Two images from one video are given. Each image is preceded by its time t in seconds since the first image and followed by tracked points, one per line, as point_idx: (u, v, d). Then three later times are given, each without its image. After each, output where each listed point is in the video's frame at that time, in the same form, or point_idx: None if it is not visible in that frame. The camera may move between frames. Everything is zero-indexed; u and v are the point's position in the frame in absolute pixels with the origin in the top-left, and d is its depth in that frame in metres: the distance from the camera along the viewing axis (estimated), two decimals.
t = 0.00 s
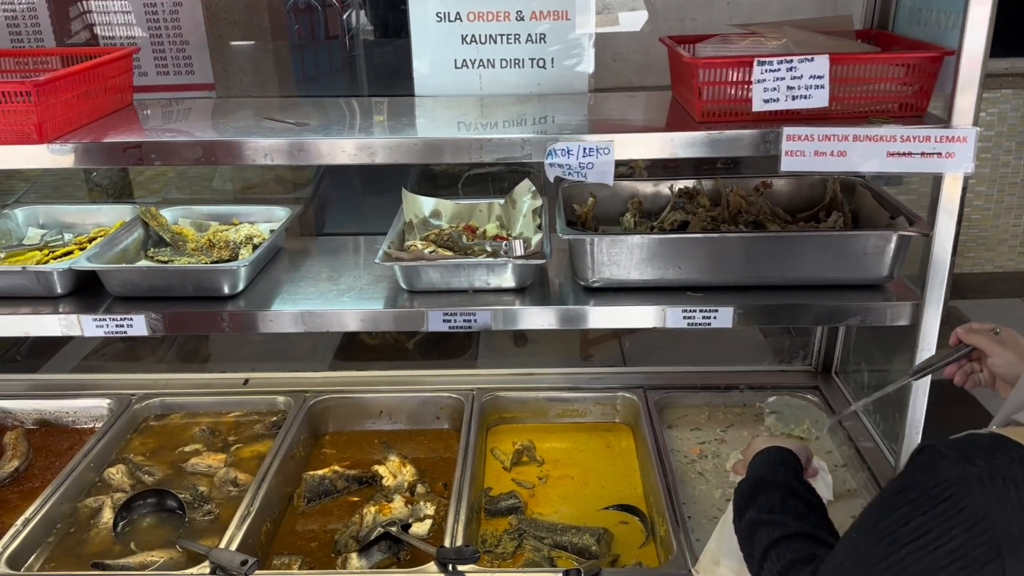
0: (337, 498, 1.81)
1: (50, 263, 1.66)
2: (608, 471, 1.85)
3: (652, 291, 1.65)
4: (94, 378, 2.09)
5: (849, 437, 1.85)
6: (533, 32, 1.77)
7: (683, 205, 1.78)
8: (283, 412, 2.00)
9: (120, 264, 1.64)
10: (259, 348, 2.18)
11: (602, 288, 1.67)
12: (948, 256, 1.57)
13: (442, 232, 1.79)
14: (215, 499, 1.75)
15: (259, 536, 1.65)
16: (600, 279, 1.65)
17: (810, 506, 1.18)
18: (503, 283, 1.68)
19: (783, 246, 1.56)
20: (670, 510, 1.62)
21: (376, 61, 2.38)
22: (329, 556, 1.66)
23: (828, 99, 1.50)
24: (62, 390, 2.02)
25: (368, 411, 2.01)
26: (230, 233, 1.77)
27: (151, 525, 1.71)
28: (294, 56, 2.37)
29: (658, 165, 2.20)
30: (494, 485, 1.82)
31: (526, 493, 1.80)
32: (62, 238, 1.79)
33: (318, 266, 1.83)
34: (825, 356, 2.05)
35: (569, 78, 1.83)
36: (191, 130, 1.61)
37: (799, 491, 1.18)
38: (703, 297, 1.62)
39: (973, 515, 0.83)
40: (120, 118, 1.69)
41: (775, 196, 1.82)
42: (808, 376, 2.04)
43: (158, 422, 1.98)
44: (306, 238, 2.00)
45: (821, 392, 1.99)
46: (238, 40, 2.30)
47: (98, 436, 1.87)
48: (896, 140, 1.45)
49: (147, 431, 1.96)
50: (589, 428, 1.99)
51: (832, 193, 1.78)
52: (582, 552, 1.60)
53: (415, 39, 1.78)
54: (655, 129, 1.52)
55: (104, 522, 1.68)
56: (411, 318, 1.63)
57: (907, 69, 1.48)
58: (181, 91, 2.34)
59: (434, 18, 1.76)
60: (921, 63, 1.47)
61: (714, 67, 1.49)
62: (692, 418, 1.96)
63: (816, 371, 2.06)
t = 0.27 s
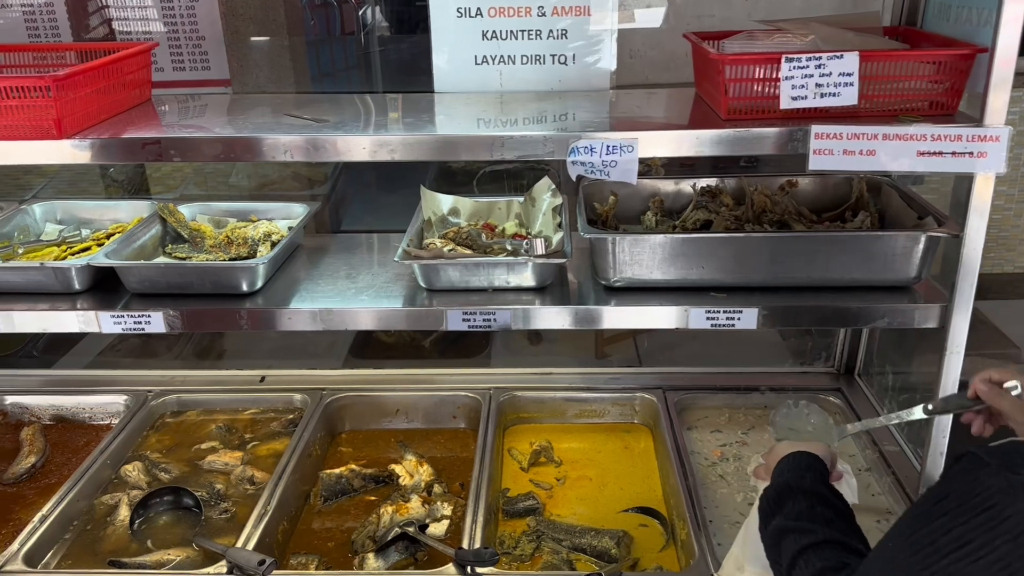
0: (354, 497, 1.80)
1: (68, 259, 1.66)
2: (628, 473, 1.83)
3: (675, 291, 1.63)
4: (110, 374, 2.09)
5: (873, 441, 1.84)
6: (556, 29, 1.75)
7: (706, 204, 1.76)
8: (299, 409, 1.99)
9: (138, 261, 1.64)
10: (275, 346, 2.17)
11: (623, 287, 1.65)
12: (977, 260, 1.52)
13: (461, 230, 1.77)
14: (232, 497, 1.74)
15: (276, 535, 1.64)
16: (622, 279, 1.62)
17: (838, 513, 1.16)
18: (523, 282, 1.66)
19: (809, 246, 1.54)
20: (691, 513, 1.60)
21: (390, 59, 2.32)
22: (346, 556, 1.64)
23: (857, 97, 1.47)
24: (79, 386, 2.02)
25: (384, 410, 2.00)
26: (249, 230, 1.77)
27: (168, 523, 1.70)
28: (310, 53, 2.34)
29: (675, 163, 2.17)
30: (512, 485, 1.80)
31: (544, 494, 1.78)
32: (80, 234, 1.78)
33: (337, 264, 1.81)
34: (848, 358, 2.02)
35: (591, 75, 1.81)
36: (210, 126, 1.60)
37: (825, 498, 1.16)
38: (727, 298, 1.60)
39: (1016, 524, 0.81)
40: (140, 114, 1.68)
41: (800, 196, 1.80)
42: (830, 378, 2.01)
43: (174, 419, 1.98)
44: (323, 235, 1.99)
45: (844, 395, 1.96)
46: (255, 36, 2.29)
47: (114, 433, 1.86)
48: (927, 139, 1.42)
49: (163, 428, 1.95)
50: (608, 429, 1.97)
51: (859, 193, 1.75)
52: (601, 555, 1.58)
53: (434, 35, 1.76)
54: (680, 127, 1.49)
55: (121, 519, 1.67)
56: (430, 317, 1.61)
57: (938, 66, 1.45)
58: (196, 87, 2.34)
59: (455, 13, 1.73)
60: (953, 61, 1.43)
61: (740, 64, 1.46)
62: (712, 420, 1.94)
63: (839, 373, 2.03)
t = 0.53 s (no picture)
0: (374, 495, 1.79)
1: (92, 254, 1.66)
2: (650, 474, 1.82)
3: (701, 291, 1.61)
4: (130, 369, 2.09)
5: (899, 444, 1.81)
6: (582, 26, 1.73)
7: (732, 203, 1.74)
8: (320, 407, 1.98)
9: (162, 257, 1.64)
10: (296, 343, 2.17)
11: (648, 288, 1.63)
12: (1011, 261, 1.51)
13: (484, 229, 1.76)
14: (254, 494, 1.73)
15: (297, 532, 1.64)
16: (647, 279, 1.61)
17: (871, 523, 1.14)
18: (547, 281, 1.65)
19: (839, 248, 1.51)
20: (715, 516, 1.58)
21: (406, 56, 2.37)
22: (367, 554, 1.64)
23: (890, 96, 1.44)
24: (100, 381, 2.02)
25: (404, 408, 1.99)
26: (272, 227, 1.76)
27: (189, 519, 1.70)
28: (329, 50, 2.36)
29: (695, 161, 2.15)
30: (533, 486, 1.79)
31: (566, 495, 1.77)
32: (104, 230, 1.78)
33: (359, 262, 1.81)
34: (874, 360, 1.99)
35: (616, 72, 1.79)
36: (235, 122, 1.60)
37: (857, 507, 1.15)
38: (754, 299, 1.58)
39: None
40: (165, 110, 1.68)
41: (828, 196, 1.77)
42: (855, 381, 1.99)
43: (195, 415, 1.98)
44: (345, 232, 1.99)
45: (869, 398, 1.94)
46: (275, 32, 2.29)
47: (136, 428, 1.86)
48: (961, 139, 1.39)
49: (184, 424, 1.95)
50: (630, 430, 1.96)
51: (888, 193, 1.72)
52: (624, 558, 1.57)
53: (458, 32, 1.75)
54: (709, 126, 1.48)
55: (143, 515, 1.67)
56: (454, 316, 1.60)
57: (971, 66, 1.42)
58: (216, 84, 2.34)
59: (481, 10, 1.72)
60: (988, 60, 1.41)
61: (771, 62, 1.45)
62: (736, 422, 1.93)
63: (864, 376, 2.01)
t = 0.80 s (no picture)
0: (396, 493, 1.80)
1: (121, 250, 1.67)
2: (674, 477, 1.81)
3: (729, 293, 1.60)
4: (154, 364, 2.10)
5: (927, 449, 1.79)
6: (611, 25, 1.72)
7: (761, 204, 1.73)
8: (343, 404, 1.98)
9: (190, 253, 1.64)
10: (318, 340, 2.18)
11: (675, 289, 1.62)
12: None
13: (509, 228, 1.76)
14: (278, 490, 1.74)
15: (320, 529, 1.64)
16: (674, 280, 1.60)
17: (901, 540, 1.18)
18: (573, 282, 1.64)
19: (869, 250, 1.50)
20: (741, 520, 1.57)
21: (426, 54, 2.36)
22: (390, 552, 1.64)
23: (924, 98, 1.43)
24: (125, 376, 2.04)
25: (427, 406, 1.99)
26: (298, 225, 1.78)
27: (214, 515, 1.71)
28: (352, 48, 2.37)
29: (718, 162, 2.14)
30: (555, 486, 1.78)
31: (588, 496, 1.76)
32: (132, 225, 1.79)
33: (384, 261, 1.81)
34: (901, 365, 1.98)
35: (642, 72, 1.78)
36: (264, 120, 1.61)
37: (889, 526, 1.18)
38: (783, 301, 1.56)
39: None
40: (194, 107, 1.68)
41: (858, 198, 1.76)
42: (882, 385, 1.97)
43: (220, 410, 1.99)
44: (369, 230, 1.99)
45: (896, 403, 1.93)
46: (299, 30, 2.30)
47: (162, 423, 1.88)
48: (996, 142, 1.38)
49: (209, 420, 1.96)
50: (653, 432, 1.95)
51: (918, 195, 1.71)
52: (648, 560, 1.56)
53: (486, 33, 1.75)
54: (739, 126, 1.47)
55: (168, 510, 1.68)
56: (480, 315, 1.60)
57: (1005, 67, 1.41)
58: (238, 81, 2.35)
59: (509, 9, 1.72)
60: None
61: (803, 62, 1.43)
62: (761, 425, 1.92)
63: (891, 380, 1.99)
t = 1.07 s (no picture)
0: (422, 491, 1.80)
1: (153, 245, 1.68)
2: (700, 479, 1.80)
3: (759, 295, 1.59)
4: (182, 359, 2.12)
5: (957, 456, 1.78)
6: (642, 25, 1.72)
7: (792, 206, 1.73)
8: (369, 402, 1.99)
9: (221, 249, 1.66)
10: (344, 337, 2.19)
11: (705, 291, 1.62)
12: None
13: (537, 228, 1.76)
14: (305, 486, 1.75)
15: (347, 526, 1.65)
16: (705, 281, 1.59)
17: (938, 554, 1.18)
18: (602, 282, 1.64)
19: (903, 254, 1.49)
20: (768, 524, 1.56)
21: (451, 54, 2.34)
22: (416, 550, 1.65)
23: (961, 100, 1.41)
24: (154, 371, 2.06)
25: (452, 405, 1.99)
26: (328, 222, 1.80)
27: (241, 509, 1.72)
28: (377, 48, 2.37)
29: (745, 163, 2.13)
30: (581, 487, 1.78)
31: (614, 497, 1.75)
32: (163, 221, 1.81)
33: (412, 259, 1.82)
34: (931, 370, 1.96)
35: (672, 72, 1.77)
36: (295, 118, 1.62)
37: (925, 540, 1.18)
38: (814, 304, 1.55)
39: None
40: (226, 105, 1.70)
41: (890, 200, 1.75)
42: (911, 391, 1.96)
43: (247, 406, 2.00)
44: (396, 228, 2.00)
45: (926, 408, 1.92)
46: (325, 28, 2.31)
47: (190, 418, 1.89)
48: None
49: (236, 415, 1.97)
50: (678, 434, 1.94)
51: (952, 199, 1.70)
52: (674, 563, 1.55)
53: (518, 33, 1.75)
54: (772, 127, 1.46)
55: (196, 504, 1.69)
56: (508, 314, 1.60)
57: None
58: (264, 79, 2.38)
59: (539, 8, 1.72)
60: None
61: (839, 63, 1.42)
62: (789, 428, 1.91)
63: (921, 386, 1.98)
